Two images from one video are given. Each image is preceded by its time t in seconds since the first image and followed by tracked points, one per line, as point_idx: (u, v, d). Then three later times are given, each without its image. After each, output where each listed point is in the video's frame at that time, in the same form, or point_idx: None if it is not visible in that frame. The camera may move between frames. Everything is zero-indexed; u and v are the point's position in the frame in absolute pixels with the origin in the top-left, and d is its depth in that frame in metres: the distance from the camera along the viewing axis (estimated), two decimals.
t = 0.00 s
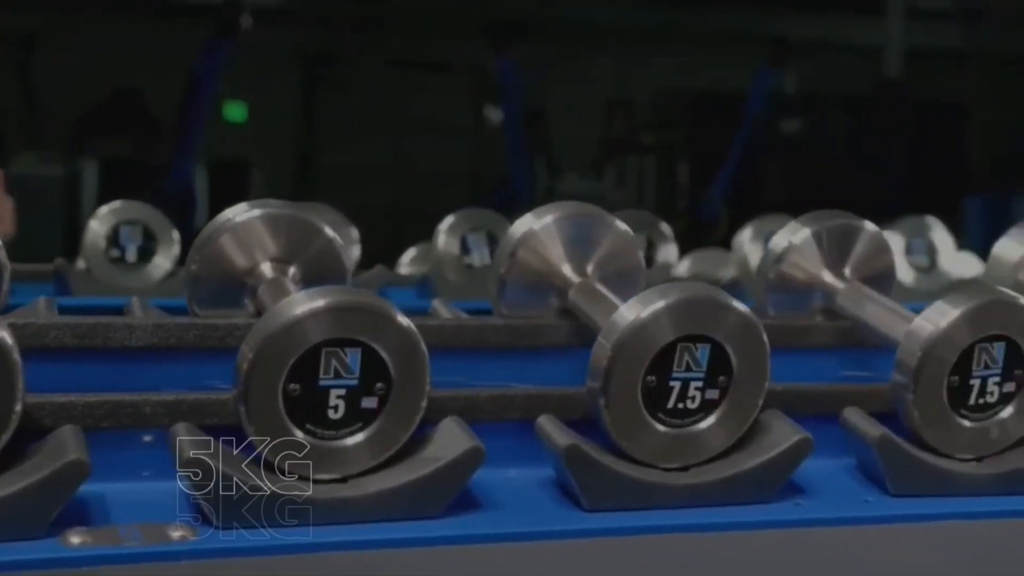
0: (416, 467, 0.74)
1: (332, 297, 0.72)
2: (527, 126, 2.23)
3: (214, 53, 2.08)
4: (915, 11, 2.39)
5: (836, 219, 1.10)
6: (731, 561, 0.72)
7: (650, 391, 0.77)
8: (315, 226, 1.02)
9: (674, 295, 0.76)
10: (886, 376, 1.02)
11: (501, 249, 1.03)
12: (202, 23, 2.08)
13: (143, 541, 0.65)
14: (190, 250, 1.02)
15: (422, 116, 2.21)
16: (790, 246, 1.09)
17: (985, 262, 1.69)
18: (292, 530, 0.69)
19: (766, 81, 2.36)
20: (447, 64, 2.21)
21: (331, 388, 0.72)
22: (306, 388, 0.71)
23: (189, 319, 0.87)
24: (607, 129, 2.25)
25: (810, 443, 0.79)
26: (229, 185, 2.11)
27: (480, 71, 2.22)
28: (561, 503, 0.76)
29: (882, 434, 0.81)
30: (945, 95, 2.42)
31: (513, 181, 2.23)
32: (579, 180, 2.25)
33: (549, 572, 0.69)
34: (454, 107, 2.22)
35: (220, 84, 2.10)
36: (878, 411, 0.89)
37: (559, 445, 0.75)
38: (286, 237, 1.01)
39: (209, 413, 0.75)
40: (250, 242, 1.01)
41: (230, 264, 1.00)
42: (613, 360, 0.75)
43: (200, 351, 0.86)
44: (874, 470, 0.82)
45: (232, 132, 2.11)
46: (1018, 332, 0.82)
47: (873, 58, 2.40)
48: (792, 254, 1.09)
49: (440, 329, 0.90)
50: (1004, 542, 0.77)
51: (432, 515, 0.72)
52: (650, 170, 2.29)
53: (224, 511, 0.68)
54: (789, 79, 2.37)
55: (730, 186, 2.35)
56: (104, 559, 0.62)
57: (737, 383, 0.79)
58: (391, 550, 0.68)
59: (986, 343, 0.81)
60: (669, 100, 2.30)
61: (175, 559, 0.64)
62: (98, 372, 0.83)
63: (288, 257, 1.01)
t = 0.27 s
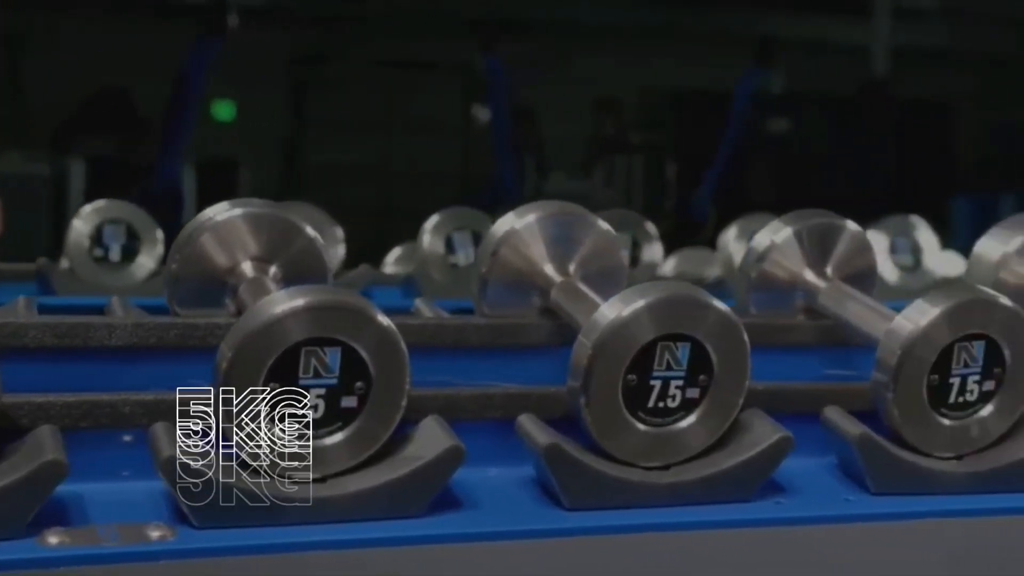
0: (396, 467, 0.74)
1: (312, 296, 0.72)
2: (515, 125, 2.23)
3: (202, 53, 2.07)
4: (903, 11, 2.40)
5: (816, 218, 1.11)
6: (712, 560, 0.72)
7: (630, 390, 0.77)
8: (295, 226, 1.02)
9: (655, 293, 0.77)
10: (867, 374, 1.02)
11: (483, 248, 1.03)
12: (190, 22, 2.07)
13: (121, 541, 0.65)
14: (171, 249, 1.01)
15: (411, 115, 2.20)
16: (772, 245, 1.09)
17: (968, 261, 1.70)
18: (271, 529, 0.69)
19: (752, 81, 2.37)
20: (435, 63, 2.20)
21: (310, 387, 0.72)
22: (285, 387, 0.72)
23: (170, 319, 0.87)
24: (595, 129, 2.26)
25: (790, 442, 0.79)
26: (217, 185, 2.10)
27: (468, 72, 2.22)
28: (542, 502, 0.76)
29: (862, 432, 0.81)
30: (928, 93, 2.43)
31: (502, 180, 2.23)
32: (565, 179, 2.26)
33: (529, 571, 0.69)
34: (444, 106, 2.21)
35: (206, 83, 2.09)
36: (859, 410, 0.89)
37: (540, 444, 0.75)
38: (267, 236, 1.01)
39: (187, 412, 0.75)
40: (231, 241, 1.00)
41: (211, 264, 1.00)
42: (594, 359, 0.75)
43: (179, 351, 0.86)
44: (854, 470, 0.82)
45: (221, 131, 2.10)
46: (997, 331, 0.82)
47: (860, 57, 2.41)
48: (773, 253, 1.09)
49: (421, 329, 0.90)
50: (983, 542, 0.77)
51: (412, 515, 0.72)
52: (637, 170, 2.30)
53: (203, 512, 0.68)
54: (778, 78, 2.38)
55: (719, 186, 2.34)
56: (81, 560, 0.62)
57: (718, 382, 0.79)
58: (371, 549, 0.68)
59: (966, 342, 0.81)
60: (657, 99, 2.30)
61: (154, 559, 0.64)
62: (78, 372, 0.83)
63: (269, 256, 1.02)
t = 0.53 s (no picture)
0: (373, 467, 0.73)
1: (287, 295, 0.72)
2: (500, 125, 2.23)
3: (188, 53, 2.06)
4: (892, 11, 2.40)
5: (795, 218, 1.11)
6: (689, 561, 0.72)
7: (607, 390, 0.77)
8: (273, 226, 1.02)
9: (631, 293, 0.77)
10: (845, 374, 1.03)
11: (460, 248, 1.03)
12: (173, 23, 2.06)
13: (94, 542, 0.65)
14: (148, 248, 1.01)
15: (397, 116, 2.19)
16: (751, 245, 1.09)
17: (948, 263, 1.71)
18: (246, 530, 0.69)
19: (743, 80, 2.35)
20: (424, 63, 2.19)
21: (285, 388, 0.72)
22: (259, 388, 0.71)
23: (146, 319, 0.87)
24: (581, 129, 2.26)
25: (766, 442, 0.80)
26: (203, 184, 2.11)
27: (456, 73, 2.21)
28: (519, 502, 0.76)
29: (839, 432, 0.81)
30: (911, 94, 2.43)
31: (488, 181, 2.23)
32: (550, 178, 2.26)
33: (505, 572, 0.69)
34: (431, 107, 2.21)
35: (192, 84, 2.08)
36: (836, 409, 0.89)
37: (516, 444, 0.75)
38: (244, 236, 1.01)
39: (161, 412, 0.75)
40: (207, 241, 1.01)
41: (188, 263, 1.00)
42: (569, 360, 0.75)
43: (154, 351, 0.86)
44: (831, 469, 0.82)
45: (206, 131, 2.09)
46: (972, 331, 0.82)
47: (848, 57, 2.41)
48: (752, 253, 1.09)
49: (397, 330, 0.90)
50: (959, 542, 0.77)
51: (389, 515, 0.72)
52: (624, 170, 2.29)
53: (177, 512, 0.68)
54: (765, 79, 2.38)
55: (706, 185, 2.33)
56: (53, 561, 0.62)
57: (694, 381, 0.79)
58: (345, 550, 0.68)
59: (941, 342, 0.81)
60: (645, 100, 2.30)
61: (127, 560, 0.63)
62: (52, 371, 0.83)
63: (246, 257, 1.02)
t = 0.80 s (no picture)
0: (350, 467, 0.73)
1: (264, 296, 0.72)
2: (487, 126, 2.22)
3: (172, 53, 2.07)
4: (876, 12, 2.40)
5: (774, 220, 1.12)
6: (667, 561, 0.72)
7: (585, 391, 0.77)
8: (251, 227, 1.02)
9: (609, 294, 0.77)
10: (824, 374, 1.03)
11: (440, 248, 1.03)
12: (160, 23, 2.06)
13: (69, 544, 0.64)
14: (126, 249, 1.01)
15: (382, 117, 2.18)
16: (730, 246, 1.10)
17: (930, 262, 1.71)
18: (222, 531, 0.68)
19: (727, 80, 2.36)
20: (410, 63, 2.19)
21: (262, 389, 0.72)
22: (236, 390, 0.71)
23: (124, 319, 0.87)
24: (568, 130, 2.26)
25: (744, 443, 0.80)
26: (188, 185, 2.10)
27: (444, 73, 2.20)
28: (496, 503, 0.76)
29: (817, 432, 0.81)
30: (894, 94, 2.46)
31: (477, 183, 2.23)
32: (539, 179, 2.26)
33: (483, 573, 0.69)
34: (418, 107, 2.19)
35: (177, 84, 2.08)
36: (813, 410, 0.89)
37: (494, 444, 0.75)
38: (223, 237, 1.01)
39: (138, 412, 0.75)
40: (186, 242, 1.00)
41: (167, 264, 1.00)
42: (547, 360, 0.75)
43: (132, 351, 0.86)
44: (809, 469, 0.83)
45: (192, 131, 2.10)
46: (949, 332, 0.82)
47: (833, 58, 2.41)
48: (732, 255, 1.09)
49: (378, 330, 0.90)
50: (937, 542, 0.77)
51: (367, 516, 0.72)
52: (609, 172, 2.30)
53: (153, 514, 0.68)
54: (748, 79, 2.39)
55: (693, 186, 2.33)
56: (27, 562, 0.62)
57: (672, 382, 0.79)
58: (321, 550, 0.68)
59: (918, 342, 0.82)
60: (630, 100, 2.31)
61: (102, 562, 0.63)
62: (29, 373, 0.83)
63: (225, 257, 1.01)
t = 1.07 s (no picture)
0: (333, 468, 0.73)
1: (247, 296, 0.72)
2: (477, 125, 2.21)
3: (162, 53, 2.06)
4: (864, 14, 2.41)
5: (758, 219, 1.12)
6: (650, 561, 0.72)
7: (568, 391, 0.77)
8: (235, 227, 1.02)
9: (593, 294, 0.77)
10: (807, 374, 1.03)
11: (425, 248, 1.03)
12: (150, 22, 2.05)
13: (51, 545, 0.64)
14: (110, 249, 1.01)
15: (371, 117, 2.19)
16: (715, 245, 1.10)
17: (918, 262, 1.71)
18: (204, 531, 0.68)
19: (717, 79, 2.36)
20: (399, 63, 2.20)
21: (244, 389, 0.72)
22: (219, 390, 0.71)
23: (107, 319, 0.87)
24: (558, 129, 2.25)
25: (727, 443, 0.80)
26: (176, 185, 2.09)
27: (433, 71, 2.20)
28: (480, 503, 0.76)
29: (799, 432, 0.81)
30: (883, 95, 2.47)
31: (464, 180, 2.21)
32: (530, 179, 2.23)
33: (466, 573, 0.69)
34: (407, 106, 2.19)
35: (166, 84, 2.08)
36: (796, 410, 0.89)
37: (477, 444, 0.75)
38: (207, 237, 1.01)
39: (121, 413, 0.75)
40: (169, 242, 1.00)
41: (150, 264, 1.00)
42: (530, 361, 0.75)
43: (115, 352, 0.86)
44: (793, 469, 0.83)
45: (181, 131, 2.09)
46: (932, 332, 0.83)
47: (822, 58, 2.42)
48: (716, 255, 1.09)
49: (361, 330, 0.90)
50: (920, 540, 0.77)
51: (350, 516, 0.72)
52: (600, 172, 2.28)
53: (135, 515, 0.67)
54: (740, 79, 2.38)
55: (682, 185, 2.33)
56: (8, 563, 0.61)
57: (655, 382, 0.79)
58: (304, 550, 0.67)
59: (901, 342, 0.82)
60: (619, 100, 2.31)
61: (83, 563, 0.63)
62: (11, 373, 0.83)
63: (208, 257, 1.01)
